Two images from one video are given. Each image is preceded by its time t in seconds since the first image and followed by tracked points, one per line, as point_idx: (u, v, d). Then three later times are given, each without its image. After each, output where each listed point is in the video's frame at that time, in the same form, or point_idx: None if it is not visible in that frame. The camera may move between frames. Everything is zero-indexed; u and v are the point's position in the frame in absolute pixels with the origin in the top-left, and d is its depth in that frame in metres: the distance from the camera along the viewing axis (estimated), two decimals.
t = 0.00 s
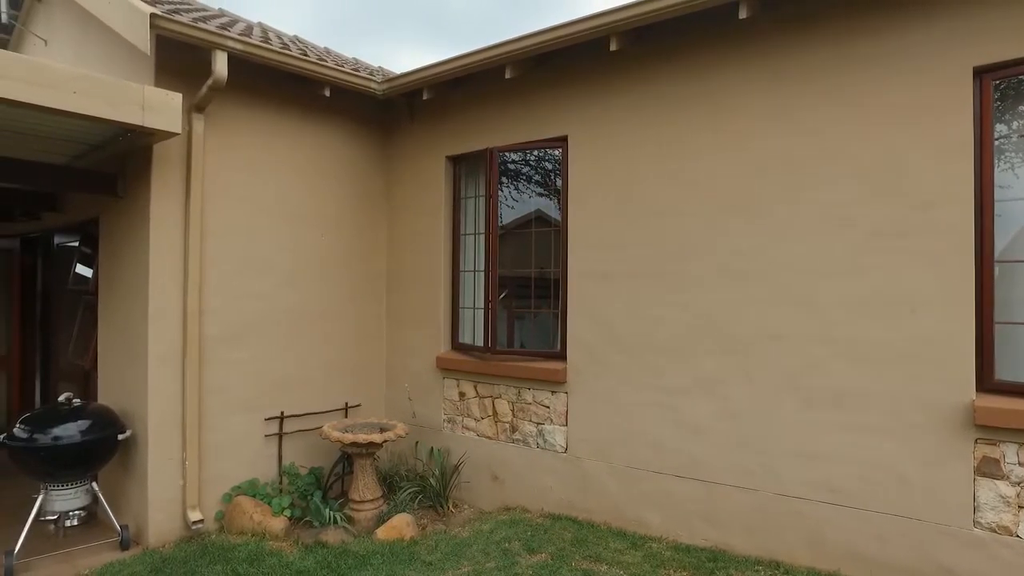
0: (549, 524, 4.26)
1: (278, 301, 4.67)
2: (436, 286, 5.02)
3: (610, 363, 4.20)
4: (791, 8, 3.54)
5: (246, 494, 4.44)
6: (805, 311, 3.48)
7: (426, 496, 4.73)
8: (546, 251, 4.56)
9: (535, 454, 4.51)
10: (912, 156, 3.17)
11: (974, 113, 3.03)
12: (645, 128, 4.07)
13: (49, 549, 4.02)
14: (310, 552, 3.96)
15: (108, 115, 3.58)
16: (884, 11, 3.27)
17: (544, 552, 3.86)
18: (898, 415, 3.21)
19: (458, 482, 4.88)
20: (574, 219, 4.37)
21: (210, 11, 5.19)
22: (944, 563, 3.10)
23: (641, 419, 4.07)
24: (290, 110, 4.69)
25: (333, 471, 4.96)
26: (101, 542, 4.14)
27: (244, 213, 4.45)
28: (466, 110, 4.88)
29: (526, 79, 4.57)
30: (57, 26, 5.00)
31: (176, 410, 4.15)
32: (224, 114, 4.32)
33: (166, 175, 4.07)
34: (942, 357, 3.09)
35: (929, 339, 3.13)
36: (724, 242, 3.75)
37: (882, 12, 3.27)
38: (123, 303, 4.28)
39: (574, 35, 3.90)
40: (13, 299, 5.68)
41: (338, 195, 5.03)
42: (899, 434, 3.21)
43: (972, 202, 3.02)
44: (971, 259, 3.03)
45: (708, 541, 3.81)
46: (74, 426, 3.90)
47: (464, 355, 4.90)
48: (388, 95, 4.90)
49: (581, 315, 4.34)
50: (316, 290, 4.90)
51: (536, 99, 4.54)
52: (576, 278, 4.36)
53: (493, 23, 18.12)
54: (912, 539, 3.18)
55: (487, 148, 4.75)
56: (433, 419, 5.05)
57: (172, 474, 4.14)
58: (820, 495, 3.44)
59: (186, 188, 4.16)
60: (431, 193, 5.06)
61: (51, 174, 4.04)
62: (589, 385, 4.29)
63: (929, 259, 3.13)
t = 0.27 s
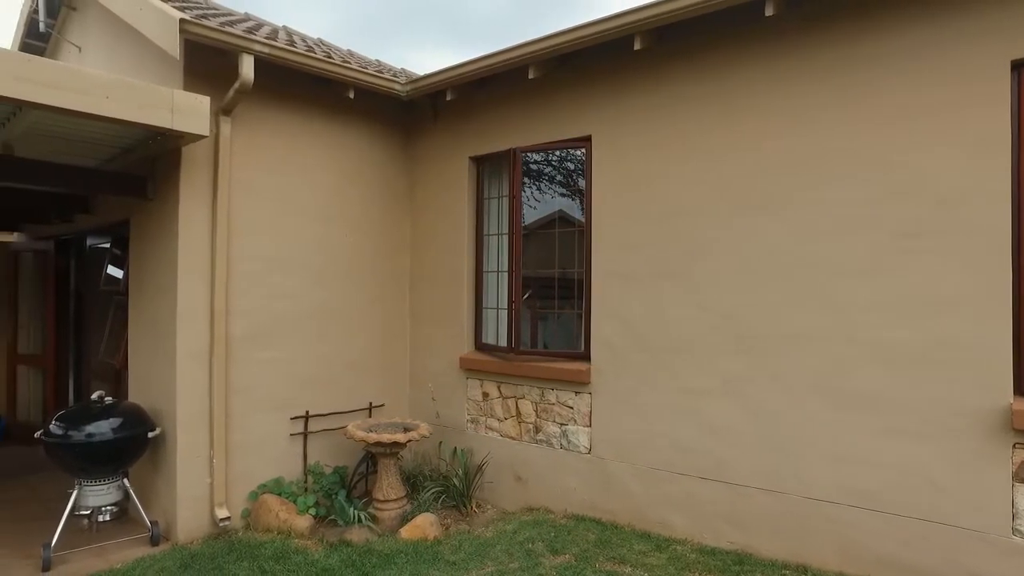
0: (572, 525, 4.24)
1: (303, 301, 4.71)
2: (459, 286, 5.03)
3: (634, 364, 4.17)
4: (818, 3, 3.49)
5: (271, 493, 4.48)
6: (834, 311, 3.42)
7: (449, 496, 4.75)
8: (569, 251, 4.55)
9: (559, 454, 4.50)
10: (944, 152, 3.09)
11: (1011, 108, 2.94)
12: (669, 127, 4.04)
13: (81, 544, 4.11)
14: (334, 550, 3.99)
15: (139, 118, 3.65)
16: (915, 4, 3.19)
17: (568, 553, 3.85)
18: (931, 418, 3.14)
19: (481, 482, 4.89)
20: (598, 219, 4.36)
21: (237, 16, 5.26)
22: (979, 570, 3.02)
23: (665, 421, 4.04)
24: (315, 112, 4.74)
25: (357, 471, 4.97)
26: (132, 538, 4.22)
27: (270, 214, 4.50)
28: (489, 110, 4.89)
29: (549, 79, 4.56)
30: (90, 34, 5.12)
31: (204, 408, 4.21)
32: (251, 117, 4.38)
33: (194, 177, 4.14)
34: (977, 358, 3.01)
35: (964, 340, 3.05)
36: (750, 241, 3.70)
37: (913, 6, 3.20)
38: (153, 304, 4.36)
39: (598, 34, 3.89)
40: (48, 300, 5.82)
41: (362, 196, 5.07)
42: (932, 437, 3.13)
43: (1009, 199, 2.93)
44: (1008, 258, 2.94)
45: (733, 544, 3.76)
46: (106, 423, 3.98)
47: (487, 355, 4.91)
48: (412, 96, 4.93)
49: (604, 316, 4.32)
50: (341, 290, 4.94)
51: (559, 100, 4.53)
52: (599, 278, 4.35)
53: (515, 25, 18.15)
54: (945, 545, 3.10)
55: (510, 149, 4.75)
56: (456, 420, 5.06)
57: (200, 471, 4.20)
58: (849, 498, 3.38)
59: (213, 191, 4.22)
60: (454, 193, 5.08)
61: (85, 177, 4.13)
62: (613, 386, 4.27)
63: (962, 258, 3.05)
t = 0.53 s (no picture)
0: (594, 526, 4.23)
1: (327, 301, 4.75)
2: (481, 287, 5.05)
3: (656, 365, 4.16)
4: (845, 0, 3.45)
5: (294, 491, 4.52)
6: (861, 312, 3.37)
7: (471, 496, 4.77)
8: (591, 251, 4.55)
9: (581, 455, 4.50)
10: (976, 150, 3.04)
11: None
12: (693, 127, 4.01)
13: (110, 539, 4.19)
14: (357, 549, 4.01)
15: (167, 121, 3.71)
16: None
17: (590, 554, 3.84)
18: (962, 421, 3.07)
19: (502, 482, 4.91)
20: (620, 219, 4.35)
21: (261, 19, 5.33)
22: None
23: (688, 422, 4.02)
24: (338, 114, 4.78)
25: (379, 470, 5.01)
26: (159, 534, 4.29)
27: (295, 215, 4.55)
28: (511, 111, 4.89)
29: (571, 80, 4.56)
30: (119, 39, 5.23)
31: (229, 407, 4.27)
32: (275, 119, 4.43)
33: (219, 179, 4.19)
34: (1010, 360, 2.95)
35: (996, 342, 2.99)
36: (775, 241, 3.67)
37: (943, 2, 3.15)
38: (179, 304, 4.42)
39: (620, 34, 3.87)
40: (77, 299, 5.94)
41: (385, 198, 5.10)
42: (963, 441, 3.07)
43: None
44: None
45: (757, 547, 3.72)
46: (134, 421, 4.05)
47: (509, 356, 4.91)
48: (433, 97, 4.95)
49: (626, 316, 4.31)
50: (363, 291, 4.98)
51: (581, 100, 4.53)
52: (621, 278, 4.34)
53: (534, 26, 18.16)
54: (976, 551, 3.04)
55: (532, 149, 4.75)
56: (478, 420, 5.08)
57: (225, 469, 4.26)
58: (876, 502, 3.33)
59: (238, 193, 4.28)
60: (475, 194, 5.10)
61: (114, 179, 4.21)
62: (635, 387, 4.26)
63: (995, 258, 2.99)
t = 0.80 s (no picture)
0: (617, 528, 4.21)
1: (350, 302, 4.79)
2: (504, 287, 5.05)
3: (681, 366, 4.12)
4: None
5: (319, 490, 4.57)
6: (890, 313, 3.31)
7: (494, 496, 4.78)
8: (614, 252, 4.53)
9: (604, 456, 4.49)
10: (1011, 147, 2.96)
11: None
12: (717, 126, 3.98)
13: (140, 535, 4.27)
14: (380, 548, 4.04)
15: (195, 124, 3.77)
16: None
17: (613, 555, 3.82)
18: (996, 425, 3.00)
19: (524, 483, 4.91)
20: (643, 219, 4.32)
21: (286, 23, 5.39)
22: None
23: (713, 424, 3.98)
24: (362, 116, 4.82)
25: (403, 470, 5.04)
26: (187, 530, 4.36)
27: (319, 216, 4.59)
28: (534, 112, 4.89)
29: (594, 80, 4.55)
30: (148, 44, 5.32)
31: (255, 406, 4.32)
32: (300, 121, 4.47)
33: (245, 181, 4.24)
34: None
35: None
36: (801, 241, 3.62)
37: None
38: (206, 304, 4.49)
39: (644, 33, 3.85)
40: (108, 300, 6.05)
41: (407, 199, 5.13)
42: (997, 446, 2.99)
43: None
44: None
45: (782, 551, 3.67)
46: (162, 420, 4.12)
47: (532, 356, 4.92)
48: (456, 98, 4.96)
49: (650, 317, 4.28)
50: (387, 291, 5.01)
51: (604, 100, 4.51)
52: (645, 279, 4.31)
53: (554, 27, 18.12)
54: (1010, 558, 2.96)
55: (554, 150, 4.75)
56: (501, 420, 5.08)
57: (251, 468, 4.31)
58: (906, 507, 3.26)
59: (263, 195, 4.32)
60: (498, 195, 5.10)
61: (144, 181, 4.28)
62: (659, 388, 4.23)
63: None
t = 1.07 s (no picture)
0: (641, 530, 4.18)
1: (374, 302, 4.82)
2: (526, 288, 5.05)
3: (705, 368, 4.09)
4: None
5: (343, 489, 4.60)
6: (921, 315, 3.24)
7: (516, 497, 4.79)
8: (637, 253, 4.51)
9: (627, 458, 4.47)
10: None
11: None
12: (742, 125, 3.94)
13: (167, 531, 4.33)
14: (403, 547, 4.06)
15: (222, 127, 3.82)
16: None
17: (636, 558, 3.80)
18: None
19: (547, 484, 4.91)
20: (667, 220, 4.30)
21: (311, 26, 5.45)
22: None
23: (738, 426, 3.94)
24: (386, 118, 4.85)
25: (426, 470, 5.06)
26: (214, 527, 4.42)
27: (344, 218, 4.64)
28: (556, 113, 4.89)
29: (617, 80, 4.54)
30: (176, 49, 5.42)
31: (280, 406, 4.37)
32: (325, 124, 4.52)
33: (271, 183, 4.29)
34: None
35: None
36: (829, 241, 3.57)
37: None
38: (232, 305, 4.54)
39: (668, 32, 3.83)
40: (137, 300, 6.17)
41: (431, 200, 5.15)
42: None
43: None
44: None
45: (809, 556, 3.62)
46: (190, 418, 4.18)
47: (554, 357, 4.91)
48: (478, 99, 4.97)
49: (674, 318, 4.26)
50: (410, 292, 5.04)
51: (627, 100, 4.50)
52: (669, 280, 4.29)
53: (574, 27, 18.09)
54: None
55: (577, 150, 4.74)
56: (523, 421, 5.09)
57: (276, 466, 4.36)
58: (937, 513, 3.19)
59: (288, 198, 4.37)
60: (520, 196, 5.11)
61: (172, 184, 4.36)
62: (683, 390, 4.20)
63: None
